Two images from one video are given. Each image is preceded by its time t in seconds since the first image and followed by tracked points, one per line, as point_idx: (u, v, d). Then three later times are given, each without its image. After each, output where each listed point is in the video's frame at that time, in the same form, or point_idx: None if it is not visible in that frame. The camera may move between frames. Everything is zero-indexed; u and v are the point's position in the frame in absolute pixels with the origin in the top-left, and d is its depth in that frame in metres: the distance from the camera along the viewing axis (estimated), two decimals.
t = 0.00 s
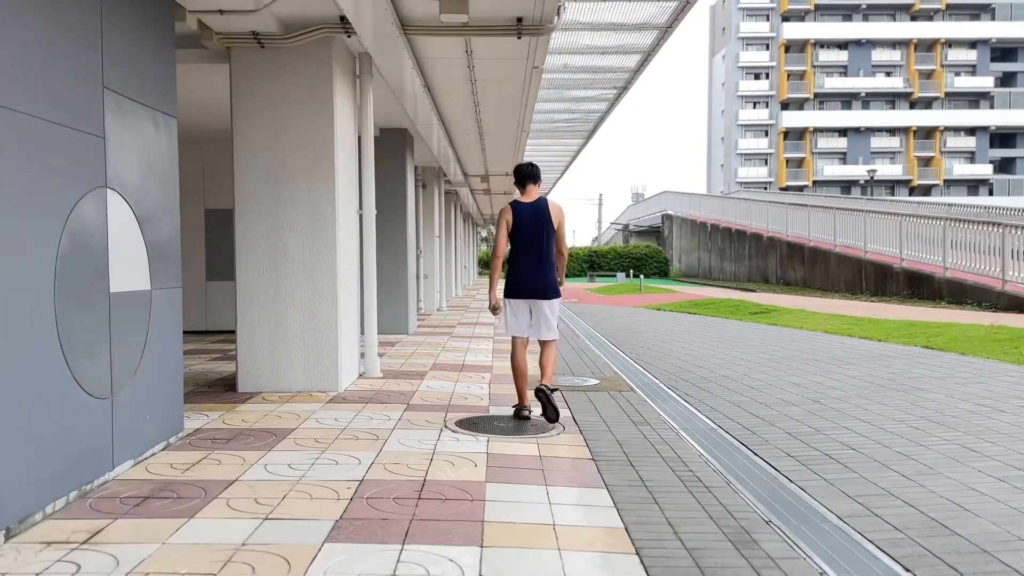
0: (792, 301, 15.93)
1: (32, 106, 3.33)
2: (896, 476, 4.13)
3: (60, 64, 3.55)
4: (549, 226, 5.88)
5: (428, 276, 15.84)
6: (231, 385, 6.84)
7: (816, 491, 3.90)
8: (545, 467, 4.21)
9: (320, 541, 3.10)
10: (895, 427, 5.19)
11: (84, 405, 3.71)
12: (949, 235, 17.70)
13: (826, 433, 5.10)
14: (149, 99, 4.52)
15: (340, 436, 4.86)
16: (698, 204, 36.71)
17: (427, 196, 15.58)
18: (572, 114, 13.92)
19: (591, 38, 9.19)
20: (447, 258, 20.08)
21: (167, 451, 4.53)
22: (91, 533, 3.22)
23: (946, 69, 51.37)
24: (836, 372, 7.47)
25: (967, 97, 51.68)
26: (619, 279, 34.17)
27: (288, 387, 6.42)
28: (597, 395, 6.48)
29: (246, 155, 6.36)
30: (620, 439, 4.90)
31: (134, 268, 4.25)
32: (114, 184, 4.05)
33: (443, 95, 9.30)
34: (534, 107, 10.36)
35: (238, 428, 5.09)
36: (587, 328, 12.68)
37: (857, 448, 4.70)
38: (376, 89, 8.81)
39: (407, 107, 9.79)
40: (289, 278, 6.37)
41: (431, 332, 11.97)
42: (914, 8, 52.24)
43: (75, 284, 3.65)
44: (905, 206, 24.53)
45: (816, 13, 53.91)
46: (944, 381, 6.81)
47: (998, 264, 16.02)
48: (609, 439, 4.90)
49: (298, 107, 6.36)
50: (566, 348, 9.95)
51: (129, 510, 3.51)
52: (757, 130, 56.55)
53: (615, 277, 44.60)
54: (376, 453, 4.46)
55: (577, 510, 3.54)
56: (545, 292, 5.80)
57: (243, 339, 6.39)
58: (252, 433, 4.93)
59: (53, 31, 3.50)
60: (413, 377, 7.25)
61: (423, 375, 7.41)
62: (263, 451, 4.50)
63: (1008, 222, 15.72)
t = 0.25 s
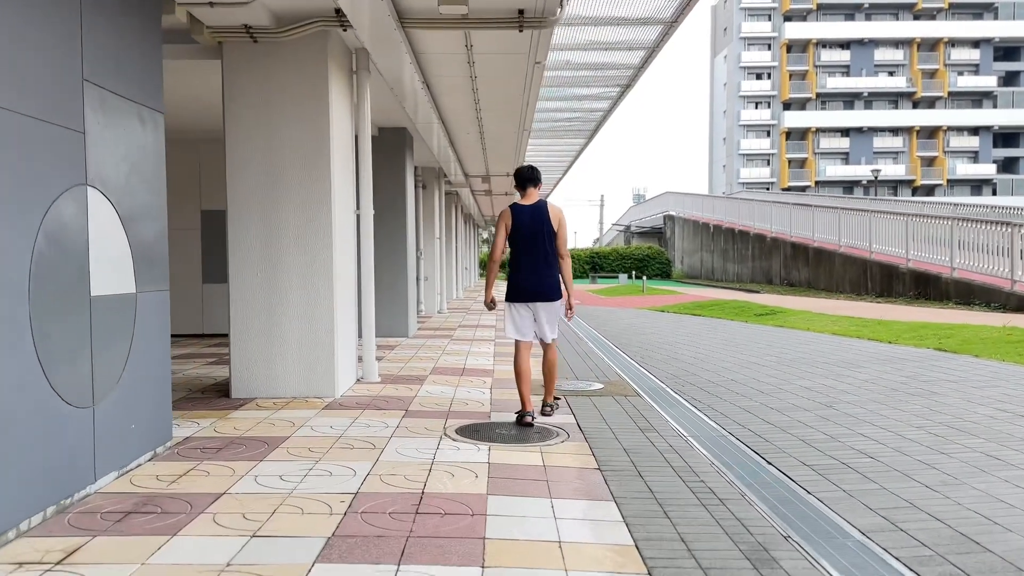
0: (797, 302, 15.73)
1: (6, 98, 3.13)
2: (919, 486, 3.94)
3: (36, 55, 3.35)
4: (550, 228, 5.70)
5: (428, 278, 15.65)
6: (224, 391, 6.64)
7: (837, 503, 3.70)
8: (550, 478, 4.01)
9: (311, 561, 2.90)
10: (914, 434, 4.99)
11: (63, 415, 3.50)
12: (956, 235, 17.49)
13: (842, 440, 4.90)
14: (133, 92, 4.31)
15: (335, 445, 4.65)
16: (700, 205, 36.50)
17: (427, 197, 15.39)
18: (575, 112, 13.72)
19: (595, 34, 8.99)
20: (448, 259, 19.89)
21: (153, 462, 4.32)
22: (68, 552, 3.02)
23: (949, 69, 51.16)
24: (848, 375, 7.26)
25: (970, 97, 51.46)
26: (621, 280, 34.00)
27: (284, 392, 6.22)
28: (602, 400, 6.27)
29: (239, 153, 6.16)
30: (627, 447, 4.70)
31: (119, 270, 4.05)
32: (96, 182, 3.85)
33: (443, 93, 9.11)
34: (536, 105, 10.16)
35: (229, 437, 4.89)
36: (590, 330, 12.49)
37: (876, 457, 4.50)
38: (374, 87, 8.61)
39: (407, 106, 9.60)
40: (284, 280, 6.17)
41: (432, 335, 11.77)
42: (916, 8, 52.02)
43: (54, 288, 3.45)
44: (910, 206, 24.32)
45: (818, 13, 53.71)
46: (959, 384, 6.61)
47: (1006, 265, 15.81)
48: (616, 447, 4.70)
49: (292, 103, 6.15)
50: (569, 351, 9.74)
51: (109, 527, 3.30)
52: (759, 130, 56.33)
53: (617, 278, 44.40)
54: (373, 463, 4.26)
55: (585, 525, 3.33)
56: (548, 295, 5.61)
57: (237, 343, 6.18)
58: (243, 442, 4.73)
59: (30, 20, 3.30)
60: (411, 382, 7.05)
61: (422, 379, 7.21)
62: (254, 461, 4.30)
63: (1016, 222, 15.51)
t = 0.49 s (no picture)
0: (802, 302, 15.49)
1: None
2: (945, 497, 3.71)
3: (2, 42, 3.12)
4: (556, 230, 5.44)
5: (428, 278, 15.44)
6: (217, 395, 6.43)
7: (860, 517, 3.47)
8: (554, 490, 3.78)
9: None
10: (936, 440, 4.76)
11: (35, 426, 3.28)
12: (963, 233, 17.22)
13: (860, 446, 4.68)
14: (114, 83, 4.07)
15: (328, 453, 4.43)
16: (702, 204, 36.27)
17: (427, 196, 15.17)
18: (577, 110, 13.48)
19: (596, 28, 8.76)
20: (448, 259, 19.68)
21: (137, 473, 4.11)
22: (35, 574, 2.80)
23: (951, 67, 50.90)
24: (861, 377, 7.04)
25: (973, 95, 51.20)
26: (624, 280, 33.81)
27: (278, 397, 6.00)
28: (608, 404, 6.05)
29: (230, 148, 5.93)
30: (635, 455, 4.47)
31: (98, 271, 3.83)
32: (72, 178, 3.63)
33: (442, 89, 8.89)
34: (537, 101, 9.93)
35: (218, 445, 4.67)
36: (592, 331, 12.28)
37: (898, 465, 4.27)
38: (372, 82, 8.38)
39: (404, 102, 9.38)
40: (278, 281, 5.95)
41: (432, 336, 11.54)
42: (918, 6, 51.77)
43: (24, 289, 3.23)
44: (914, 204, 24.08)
45: (819, 11, 53.48)
46: (977, 386, 6.39)
47: (1014, 263, 15.57)
48: (624, 455, 4.48)
49: (286, 97, 5.92)
50: (572, 352, 9.51)
51: (82, 546, 3.08)
52: (760, 129, 56.11)
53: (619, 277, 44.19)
54: (367, 473, 4.04)
55: (593, 543, 3.10)
56: (551, 297, 5.38)
57: (229, 346, 5.96)
58: (232, 451, 4.51)
59: None
60: (410, 385, 6.83)
61: (422, 382, 6.99)
62: (242, 472, 4.08)
63: None
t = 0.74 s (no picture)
0: (807, 303, 15.27)
1: None
2: (971, 515, 3.50)
3: None
4: (560, 228, 5.32)
5: (428, 280, 15.22)
6: (207, 401, 6.22)
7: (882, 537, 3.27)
8: (556, 506, 3.58)
9: None
10: (955, 450, 4.56)
11: (3, 441, 3.07)
12: (968, 233, 17.02)
13: (876, 458, 4.46)
14: (91, 78, 3.86)
15: (319, 465, 4.23)
16: (703, 204, 36.07)
17: (426, 197, 14.98)
18: (578, 109, 13.27)
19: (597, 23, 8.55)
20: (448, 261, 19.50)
21: (116, 488, 3.91)
22: None
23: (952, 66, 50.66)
24: (871, 382, 6.83)
25: (974, 95, 50.96)
26: (625, 281, 33.63)
27: (269, 405, 5.80)
28: (611, 411, 5.85)
29: (218, 147, 5.72)
30: (641, 467, 4.26)
31: (74, 274, 3.63)
32: (43, 178, 3.42)
33: (439, 87, 8.68)
34: (537, 100, 9.72)
35: (205, 458, 4.46)
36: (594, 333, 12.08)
37: (917, 477, 4.07)
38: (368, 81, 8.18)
39: (401, 101, 9.17)
40: (269, 283, 5.74)
41: (431, 339, 11.34)
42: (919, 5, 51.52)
43: None
44: (917, 204, 23.85)
45: (819, 11, 53.26)
46: (992, 392, 6.18)
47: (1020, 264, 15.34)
48: (630, 467, 4.27)
49: (278, 93, 5.71)
50: (574, 356, 9.30)
51: (51, 570, 2.88)
52: (761, 129, 55.89)
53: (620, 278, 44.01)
54: (360, 488, 3.83)
55: (595, 566, 2.90)
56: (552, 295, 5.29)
57: (217, 352, 5.75)
58: (220, 464, 4.31)
59: None
60: (407, 391, 6.62)
61: (419, 388, 6.79)
62: (227, 487, 3.87)
63: None
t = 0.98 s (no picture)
0: (810, 303, 15.05)
1: None
2: (996, 527, 3.30)
3: None
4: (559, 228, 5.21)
5: (424, 279, 15.01)
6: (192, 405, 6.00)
7: (903, 551, 3.06)
8: (555, 519, 3.36)
9: None
10: (973, 456, 4.35)
11: None
12: (972, 231, 16.79)
13: (891, 465, 4.26)
14: (61, 65, 3.63)
15: (305, 474, 4.02)
16: (703, 203, 35.86)
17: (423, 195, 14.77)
18: (576, 105, 13.05)
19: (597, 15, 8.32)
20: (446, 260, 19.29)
21: (88, 499, 3.69)
22: None
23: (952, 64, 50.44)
24: (881, 383, 6.62)
25: (974, 93, 50.74)
26: (625, 280, 33.42)
27: (258, 409, 5.58)
28: (612, 414, 5.64)
29: (203, 141, 5.49)
30: (643, 475, 4.05)
31: (43, 274, 3.42)
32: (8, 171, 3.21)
33: (435, 81, 8.46)
34: (535, 94, 9.49)
35: (185, 466, 4.25)
36: (593, 333, 11.87)
37: (936, 486, 3.86)
38: (361, 75, 7.95)
39: (395, 96, 8.95)
40: (257, 283, 5.52)
41: (427, 340, 11.13)
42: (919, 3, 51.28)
43: None
44: (919, 202, 23.64)
45: (819, 9, 53.05)
46: (1007, 394, 5.97)
47: None
48: (632, 475, 4.06)
49: (266, 85, 5.49)
50: (573, 356, 9.08)
51: None
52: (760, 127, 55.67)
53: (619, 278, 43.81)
54: (346, 498, 3.63)
55: None
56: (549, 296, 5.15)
57: (203, 354, 5.53)
58: (201, 473, 4.10)
59: None
60: (401, 394, 6.41)
61: (413, 391, 6.58)
62: (206, 499, 3.65)
63: None
